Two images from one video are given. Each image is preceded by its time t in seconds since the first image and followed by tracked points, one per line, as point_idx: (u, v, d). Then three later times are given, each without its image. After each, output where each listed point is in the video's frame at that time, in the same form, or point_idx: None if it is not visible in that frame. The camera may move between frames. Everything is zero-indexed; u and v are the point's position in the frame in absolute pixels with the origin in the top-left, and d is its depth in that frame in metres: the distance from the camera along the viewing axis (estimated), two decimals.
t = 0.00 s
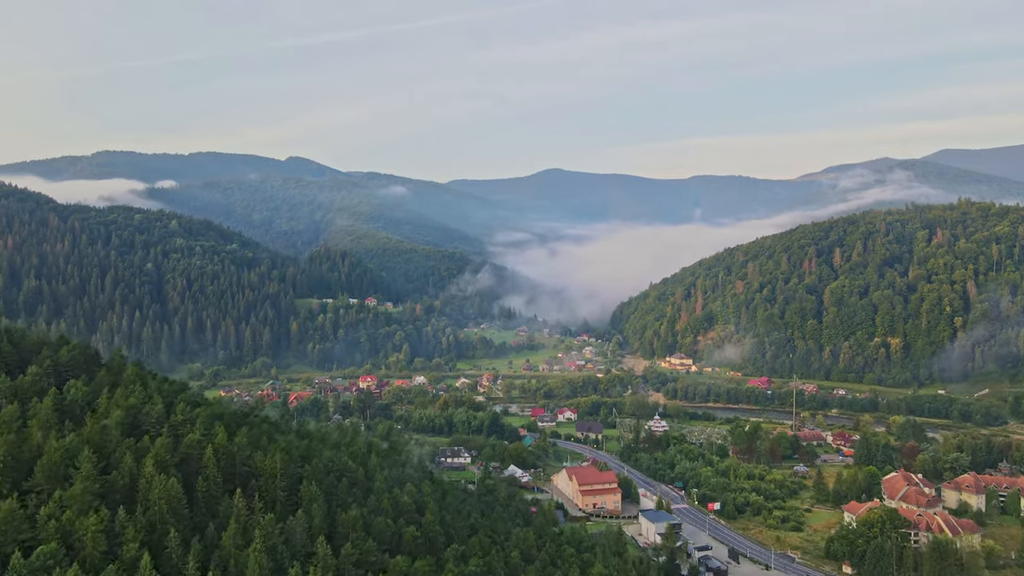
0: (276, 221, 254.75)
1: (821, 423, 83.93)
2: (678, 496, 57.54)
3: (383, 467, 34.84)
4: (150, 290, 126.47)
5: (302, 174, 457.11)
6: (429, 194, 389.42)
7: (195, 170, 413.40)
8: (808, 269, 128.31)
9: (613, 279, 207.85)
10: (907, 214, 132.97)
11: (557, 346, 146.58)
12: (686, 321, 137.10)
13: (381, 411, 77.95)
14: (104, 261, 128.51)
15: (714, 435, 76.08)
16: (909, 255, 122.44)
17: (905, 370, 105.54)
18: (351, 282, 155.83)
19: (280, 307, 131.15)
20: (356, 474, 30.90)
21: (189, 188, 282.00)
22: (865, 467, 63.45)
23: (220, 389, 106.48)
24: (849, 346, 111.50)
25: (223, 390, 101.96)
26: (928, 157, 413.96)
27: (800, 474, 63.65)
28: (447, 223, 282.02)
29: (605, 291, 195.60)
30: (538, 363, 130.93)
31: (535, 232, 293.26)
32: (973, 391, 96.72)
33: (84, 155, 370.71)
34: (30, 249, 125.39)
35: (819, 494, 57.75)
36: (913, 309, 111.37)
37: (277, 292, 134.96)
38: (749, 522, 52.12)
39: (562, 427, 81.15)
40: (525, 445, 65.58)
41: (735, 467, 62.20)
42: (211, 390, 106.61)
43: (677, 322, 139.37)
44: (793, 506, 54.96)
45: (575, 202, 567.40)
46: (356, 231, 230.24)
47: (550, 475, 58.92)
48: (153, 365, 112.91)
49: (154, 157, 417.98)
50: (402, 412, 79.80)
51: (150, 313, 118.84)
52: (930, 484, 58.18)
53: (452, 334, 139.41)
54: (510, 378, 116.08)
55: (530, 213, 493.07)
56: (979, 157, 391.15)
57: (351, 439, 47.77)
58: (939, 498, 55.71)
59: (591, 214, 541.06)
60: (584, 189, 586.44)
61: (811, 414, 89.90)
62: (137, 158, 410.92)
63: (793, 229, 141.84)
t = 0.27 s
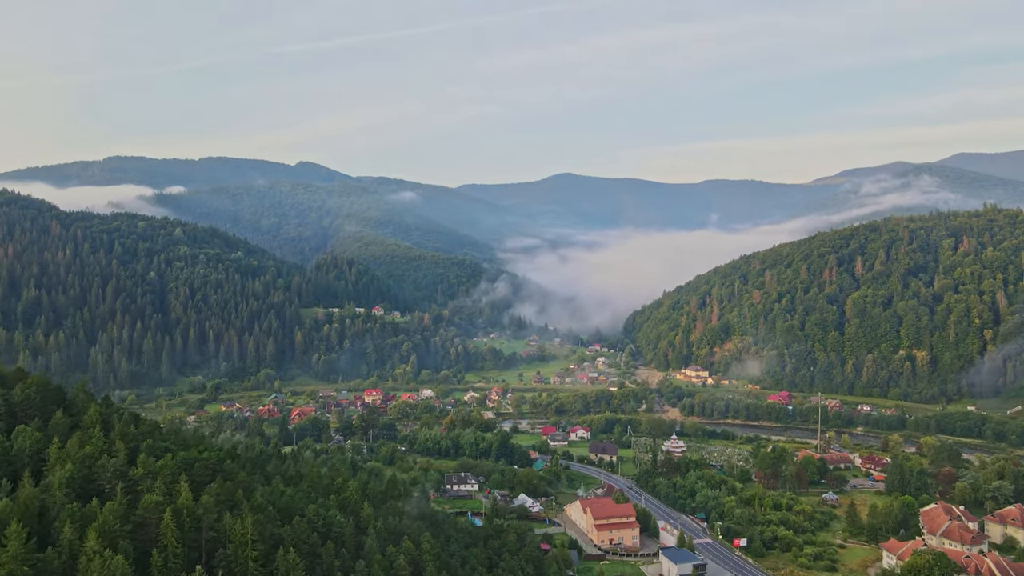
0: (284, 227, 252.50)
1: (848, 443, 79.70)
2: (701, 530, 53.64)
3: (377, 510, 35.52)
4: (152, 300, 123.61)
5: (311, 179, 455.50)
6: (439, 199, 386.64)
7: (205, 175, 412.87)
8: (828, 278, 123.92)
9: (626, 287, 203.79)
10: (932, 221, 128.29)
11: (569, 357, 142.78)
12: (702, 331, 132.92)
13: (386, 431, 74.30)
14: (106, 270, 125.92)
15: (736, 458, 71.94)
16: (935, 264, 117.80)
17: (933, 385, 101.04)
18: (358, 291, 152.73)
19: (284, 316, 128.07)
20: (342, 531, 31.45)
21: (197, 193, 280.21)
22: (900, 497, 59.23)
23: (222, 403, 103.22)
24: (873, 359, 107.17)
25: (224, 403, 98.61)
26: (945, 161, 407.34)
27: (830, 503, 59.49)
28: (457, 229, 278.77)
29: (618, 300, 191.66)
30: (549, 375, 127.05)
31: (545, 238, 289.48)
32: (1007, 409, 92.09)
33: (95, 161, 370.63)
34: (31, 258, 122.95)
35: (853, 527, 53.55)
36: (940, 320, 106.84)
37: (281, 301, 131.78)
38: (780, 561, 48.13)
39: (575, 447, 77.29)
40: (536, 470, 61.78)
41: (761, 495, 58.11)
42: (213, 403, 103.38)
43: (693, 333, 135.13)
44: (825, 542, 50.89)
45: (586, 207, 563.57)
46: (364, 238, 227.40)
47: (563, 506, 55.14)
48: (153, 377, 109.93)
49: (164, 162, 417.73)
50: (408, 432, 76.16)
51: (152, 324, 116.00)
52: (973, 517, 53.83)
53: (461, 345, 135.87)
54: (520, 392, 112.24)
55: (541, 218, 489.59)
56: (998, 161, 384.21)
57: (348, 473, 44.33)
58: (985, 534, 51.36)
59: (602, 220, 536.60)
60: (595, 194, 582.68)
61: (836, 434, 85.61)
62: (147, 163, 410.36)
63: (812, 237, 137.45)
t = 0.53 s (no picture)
0: (293, 234, 250.14)
1: (877, 466, 75.59)
2: (726, 570, 49.80)
3: None
4: (155, 311, 120.98)
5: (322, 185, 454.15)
6: (450, 205, 384.21)
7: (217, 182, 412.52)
8: (851, 288, 119.58)
9: (640, 296, 199.87)
10: (959, 230, 123.79)
11: (581, 369, 139.10)
12: (719, 343, 128.78)
13: (390, 452, 70.75)
14: (109, 280, 123.46)
15: (760, 483, 67.97)
16: (963, 274, 113.28)
17: (963, 402, 96.53)
18: (366, 301, 149.72)
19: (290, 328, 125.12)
20: None
21: (206, 200, 278.51)
22: (942, 532, 55.00)
23: (225, 418, 100.19)
24: (899, 375, 102.72)
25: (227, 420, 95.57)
26: (963, 166, 400.75)
27: (865, 538, 55.39)
28: (468, 235, 275.83)
29: (632, 309, 187.85)
30: (561, 389, 123.50)
31: (557, 245, 285.97)
32: None
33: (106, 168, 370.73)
34: (33, 268, 120.70)
35: (892, 566, 49.45)
36: (970, 334, 102.32)
37: (287, 311, 128.76)
38: None
39: (589, 471, 73.63)
40: (549, 499, 58.18)
41: (791, 529, 54.08)
42: (216, 418, 100.34)
43: (709, 345, 131.19)
44: None
45: (598, 213, 560.03)
46: (374, 245, 224.63)
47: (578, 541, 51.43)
48: (155, 391, 107.11)
49: (176, 168, 417.75)
50: (414, 454, 72.65)
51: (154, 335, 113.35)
52: None
53: (470, 357, 132.42)
54: (532, 407, 108.66)
55: (553, 224, 486.31)
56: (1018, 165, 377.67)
57: (347, 523, 40.69)
58: None
59: (613, 228, 532.85)
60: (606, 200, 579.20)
61: (865, 456, 81.48)
62: (158, 169, 410.16)
63: (833, 246, 133.18)
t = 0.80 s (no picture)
0: (303, 240, 247.69)
1: (910, 492, 71.50)
2: None
3: None
4: (160, 322, 118.28)
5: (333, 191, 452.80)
6: (462, 210, 381.73)
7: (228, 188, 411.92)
8: (876, 299, 115.10)
9: (655, 304, 195.89)
10: (988, 238, 119.17)
11: (596, 381, 135.37)
12: (739, 355, 124.62)
13: (397, 475, 67.26)
14: (113, 291, 120.97)
15: (788, 511, 63.98)
16: (995, 285, 108.64)
17: (998, 420, 92.01)
18: (375, 310, 146.71)
19: (296, 339, 122.17)
20: None
21: (217, 206, 276.74)
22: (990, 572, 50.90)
23: (229, 434, 97.20)
24: (929, 391, 98.25)
25: (230, 437, 92.56)
26: (983, 169, 393.97)
27: None
28: (479, 241, 272.75)
29: (647, 318, 183.94)
30: (575, 403, 119.79)
31: (570, 251, 282.34)
32: None
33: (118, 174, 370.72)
34: (36, 278, 118.38)
35: None
36: (1003, 348, 97.70)
37: (294, 322, 125.81)
38: None
39: (606, 496, 69.97)
40: (564, 532, 54.54)
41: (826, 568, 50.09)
42: (219, 435, 97.33)
43: (729, 356, 127.07)
44: None
45: (611, 217, 556.07)
46: (384, 252, 221.79)
47: None
48: (158, 405, 104.33)
49: (187, 174, 417.53)
50: (422, 477, 69.17)
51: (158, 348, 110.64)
52: None
53: (482, 368, 129.00)
54: (545, 423, 105.05)
55: (566, 229, 482.68)
56: None
57: (343, 575, 37.09)
58: None
59: (626, 233, 528.53)
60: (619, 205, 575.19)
61: (897, 480, 77.33)
62: (169, 174, 409.94)
63: (857, 255, 128.80)
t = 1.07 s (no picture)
0: (314, 247, 245.46)
1: (949, 521, 67.11)
2: None
3: None
4: (165, 334, 115.74)
5: (346, 197, 451.47)
6: (475, 215, 379.11)
7: (241, 194, 411.71)
8: (904, 310, 110.62)
9: (671, 313, 191.78)
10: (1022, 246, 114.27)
11: (612, 394, 131.58)
12: (760, 368, 120.35)
13: (405, 502, 63.79)
14: (119, 302, 118.61)
15: (819, 544, 59.98)
16: None
17: None
18: (386, 320, 143.74)
19: (305, 351, 119.31)
20: None
21: (228, 212, 275.28)
22: None
23: (233, 452, 94.24)
24: (962, 409, 93.61)
25: (234, 455, 89.61)
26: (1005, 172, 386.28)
27: None
28: (492, 247, 269.46)
29: (663, 327, 179.89)
30: (591, 418, 116.01)
31: (584, 257, 278.43)
32: None
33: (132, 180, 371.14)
34: (40, 289, 116.23)
35: None
36: None
37: (302, 333, 122.88)
38: None
39: (625, 525, 66.14)
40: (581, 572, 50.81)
41: None
42: (223, 452, 94.37)
43: (750, 369, 122.87)
44: None
45: (625, 222, 551.95)
46: (396, 259, 219.01)
47: None
48: (162, 421, 101.61)
49: (201, 180, 417.90)
50: (430, 504, 65.62)
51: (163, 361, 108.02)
52: None
53: (494, 381, 125.50)
54: (559, 440, 101.35)
55: (579, 234, 478.84)
56: None
57: None
58: None
59: (641, 239, 523.79)
60: (633, 209, 571.04)
61: (932, 506, 72.93)
62: (183, 181, 409.97)
63: (883, 265, 124.23)
